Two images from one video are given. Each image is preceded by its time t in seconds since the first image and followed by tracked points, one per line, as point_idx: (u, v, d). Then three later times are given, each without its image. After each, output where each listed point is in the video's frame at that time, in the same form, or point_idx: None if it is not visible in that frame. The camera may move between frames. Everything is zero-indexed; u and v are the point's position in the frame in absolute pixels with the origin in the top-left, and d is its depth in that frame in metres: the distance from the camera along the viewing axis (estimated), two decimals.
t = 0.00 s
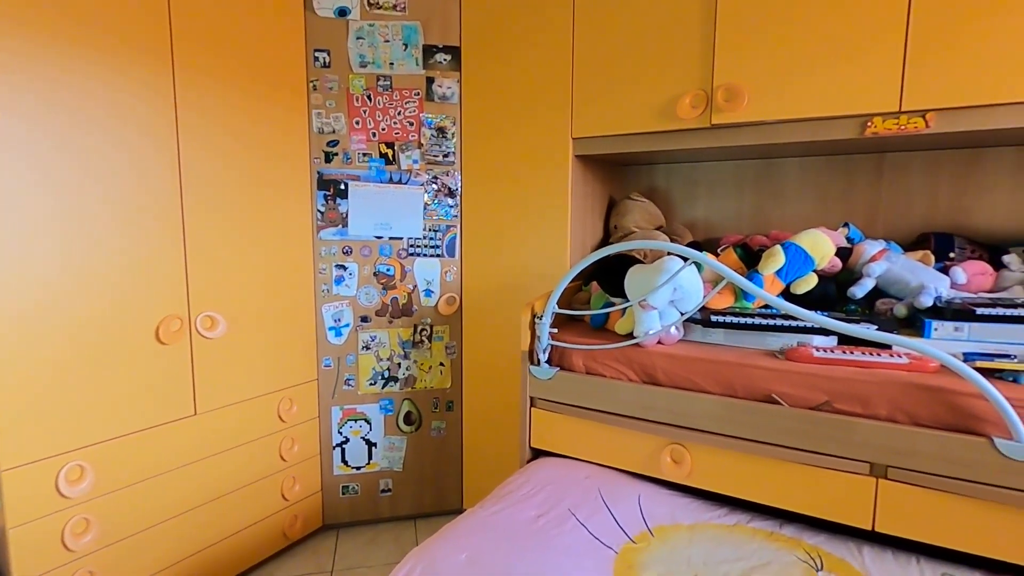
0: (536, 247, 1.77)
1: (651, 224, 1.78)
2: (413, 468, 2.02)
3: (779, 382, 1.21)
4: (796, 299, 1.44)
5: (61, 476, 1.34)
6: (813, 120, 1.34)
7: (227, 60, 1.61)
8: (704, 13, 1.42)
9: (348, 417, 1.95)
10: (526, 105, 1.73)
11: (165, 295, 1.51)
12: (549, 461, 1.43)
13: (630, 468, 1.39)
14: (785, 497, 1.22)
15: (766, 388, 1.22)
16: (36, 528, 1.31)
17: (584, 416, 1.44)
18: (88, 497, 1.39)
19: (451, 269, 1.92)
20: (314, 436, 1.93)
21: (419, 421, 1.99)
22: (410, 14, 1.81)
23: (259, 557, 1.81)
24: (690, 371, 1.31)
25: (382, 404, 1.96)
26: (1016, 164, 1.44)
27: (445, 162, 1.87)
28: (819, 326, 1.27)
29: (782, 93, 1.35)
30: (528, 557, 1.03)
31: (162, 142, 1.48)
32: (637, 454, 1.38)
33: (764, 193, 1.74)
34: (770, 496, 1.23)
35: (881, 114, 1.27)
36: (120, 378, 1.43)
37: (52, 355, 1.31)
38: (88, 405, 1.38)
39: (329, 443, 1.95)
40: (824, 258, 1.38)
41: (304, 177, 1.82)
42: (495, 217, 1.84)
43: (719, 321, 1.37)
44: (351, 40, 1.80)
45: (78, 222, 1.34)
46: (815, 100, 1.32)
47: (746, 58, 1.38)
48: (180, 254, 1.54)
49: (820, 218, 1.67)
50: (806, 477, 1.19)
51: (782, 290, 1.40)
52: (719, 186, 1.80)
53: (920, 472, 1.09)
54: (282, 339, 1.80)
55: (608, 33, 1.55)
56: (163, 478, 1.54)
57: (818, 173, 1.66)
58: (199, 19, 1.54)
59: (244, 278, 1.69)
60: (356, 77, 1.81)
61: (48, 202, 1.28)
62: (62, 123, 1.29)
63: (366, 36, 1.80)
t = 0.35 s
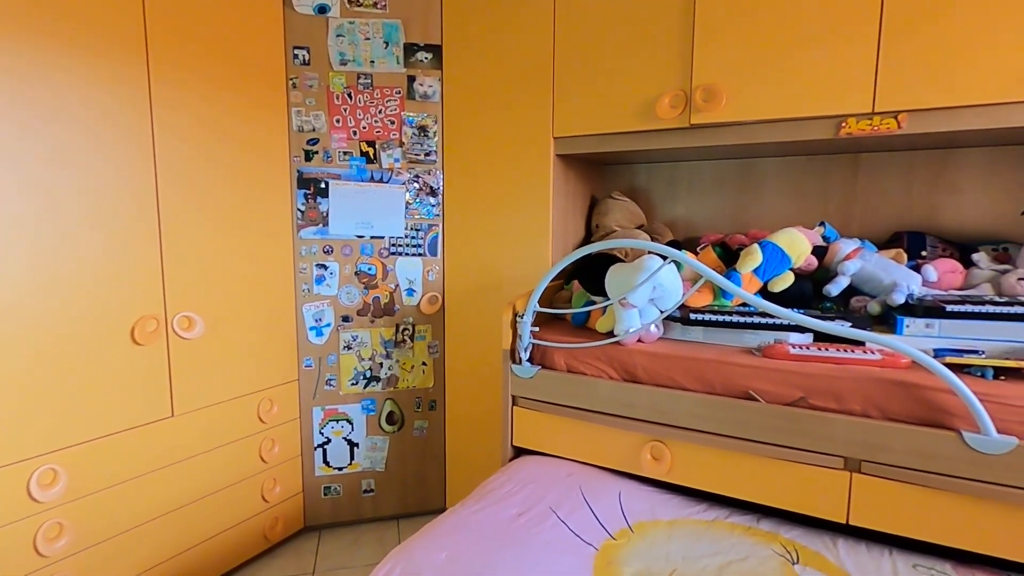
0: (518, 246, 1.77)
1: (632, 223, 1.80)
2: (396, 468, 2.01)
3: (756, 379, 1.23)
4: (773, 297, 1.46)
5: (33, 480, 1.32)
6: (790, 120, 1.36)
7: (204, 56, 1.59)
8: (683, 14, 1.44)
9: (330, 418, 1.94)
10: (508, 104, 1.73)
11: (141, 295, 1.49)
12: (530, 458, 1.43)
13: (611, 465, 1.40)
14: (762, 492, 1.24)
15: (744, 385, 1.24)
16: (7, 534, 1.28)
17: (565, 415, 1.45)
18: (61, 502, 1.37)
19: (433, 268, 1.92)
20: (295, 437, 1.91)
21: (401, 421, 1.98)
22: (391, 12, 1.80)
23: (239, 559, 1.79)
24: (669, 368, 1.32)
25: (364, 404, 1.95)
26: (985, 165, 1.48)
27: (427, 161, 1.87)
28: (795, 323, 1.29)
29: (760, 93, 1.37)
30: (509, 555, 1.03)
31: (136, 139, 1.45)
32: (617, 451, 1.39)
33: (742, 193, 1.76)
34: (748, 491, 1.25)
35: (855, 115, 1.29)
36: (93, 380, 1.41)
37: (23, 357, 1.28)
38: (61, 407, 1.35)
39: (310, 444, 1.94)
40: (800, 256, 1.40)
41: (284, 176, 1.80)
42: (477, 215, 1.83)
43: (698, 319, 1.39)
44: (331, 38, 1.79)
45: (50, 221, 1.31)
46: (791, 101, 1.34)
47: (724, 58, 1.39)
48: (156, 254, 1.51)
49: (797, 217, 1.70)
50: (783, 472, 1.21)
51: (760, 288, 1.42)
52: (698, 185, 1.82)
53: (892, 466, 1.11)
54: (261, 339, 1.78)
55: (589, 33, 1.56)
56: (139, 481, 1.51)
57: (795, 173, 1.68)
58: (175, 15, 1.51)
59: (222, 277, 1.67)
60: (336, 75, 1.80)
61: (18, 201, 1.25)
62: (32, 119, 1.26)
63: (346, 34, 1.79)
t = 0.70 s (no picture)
0: (499, 247, 1.77)
1: (612, 224, 1.81)
2: (377, 470, 2.00)
3: (733, 378, 1.24)
4: (750, 297, 1.48)
5: (2, 487, 1.29)
6: (766, 122, 1.38)
7: (180, 55, 1.56)
8: (662, 16, 1.45)
9: (310, 420, 1.92)
10: (489, 104, 1.73)
11: (115, 296, 1.46)
12: (511, 459, 1.43)
13: (592, 464, 1.41)
14: (740, 489, 1.25)
15: (722, 384, 1.25)
16: None
17: (546, 415, 1.45)
18: (32, 508, 1.34)
19: (415, 268, 1.91)
20: (275, 440, 1.89)
21: (383, 422, 1.97)
22: (370, 12, 1.79)
23: (218, 564, 1.77)
24: (649, 368, 1.33)
25: (345, 405, 1.93)
26: (955, 166, 1.51)
27: (408, 161, 1.86)
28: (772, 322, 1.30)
29: (736, 95, 1.38)
30: (489, 555, 1.04)
31: (110, 139, 1.43)
32: (598, 451, 1.39)
33: (721, 194, 1.78)
34: (726, 488, 1.27)
35: (829, 117, 1.31)
36: (65, 383, 1.38)
37: None
38: (30, 411, 1.32)
39: (290, 446, 1.92)
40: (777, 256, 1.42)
41: (262, 176, 1.79)
42: (458, 216, 1.83)
43: (677, 318, 1.40)
44: (310, 37, 1.77)
45: (19, 221, 1.28)
46: (767, 103, 1.36)
47: (702, 60, 1.41)
48: (131, 255, 1.49)
49: (774, 218, 1.72)
50: (760, 470, 1.22)
51: (737, 288, 1.43)
52: (678, 186, 1.84)
53: (865, 462, 1.13)
54: (240, 341, 1.76)
55: (569, 34, 1.57)
56: (114, 485, 1.49)
57: (772, 174, 1.71)
58: (150, 12, 1.49)
59: (199, 278, 1.65)
60: (315, 74, 1.79)
61: None
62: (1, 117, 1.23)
63: (325, 33, 1.78)
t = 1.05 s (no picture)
0: (482, 248, 1.77)
1: (596, 224, 1.82)
2: (361, 472, 1.99)
3: (714, 377, 1.25)
4: (731, 297, 1.50)
5: None
6: (746, 124, 1.39)
7: (158, 53, 1.54)
8: (643, 19, 1.46)
9: (293, 423, 1.91)
10: (472, 105, 1.73)
11: (91, 299, 1.44)
12: (495, 460, 1.43)
13: (575, 464, 1.42)
14: (720, 487, 1.27)
15: (703, 383, 1.27)
16: None
17: (530, 415, 1.45)
18: (5, 515, 1.31)
19: (399, 270, 1.90)
20: (257, 443, 1.87)
21: (366, 424, 1.96)
22: (352, 12, 1.78)
23: (199, 569, 1.75)
24: (631, 368, 1.34)
25: (329, 408, 1.92)
26: (929, 168, 1.54)
27: (391, 162, 1.85)
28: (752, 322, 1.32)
29: (716, 97, 1.40)
30: (471, 556, 1.04)
31: (86, 138, 1.40)
32: (581, 451, 1.40)
33: (703, 195, 1.80)
34: (707, 487, 1.28)
35: (806, 120, 1.33)
36: (39, 388, 1.35)
37: None
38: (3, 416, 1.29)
39: (272, 449, 1.91)
40: (756, 257, 1.44)
41: (243, 177, 1.77)
42: (442, 217, 1.83)
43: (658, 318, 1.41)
44: (291, 36, 1.76)
45: None
46: (746, 106, 1.37)
47: (682, 63, 1.42)
48: (107, 257, 1.46)
49: (755, 219, 1.74)
50: (740, 468, 1.24)
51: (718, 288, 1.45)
52: (661, 187, 1.86)
53: (843, 459, 1.15)
54: (220, 344, 1.75)
55: (551, 36, 1.57)
56: (90, 491, 1.46)
57: (753, 175, 1.73)
58: (127, 10, 1.47)
59: (178, 280, 1.63)
60: (297, 74, 1.77)
61: None
62: None
63: (307, 33, 1.77)
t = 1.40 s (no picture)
0: (463, 246, 1.76)
1: (576, 223, 1.83)
2: (342, 472, 1.98)
3: (692, 374, 1.27)
4: (709, 295, 1.52)
5: None
6: (722, 124, 1.41)
7: (131, 48, 1.51)
8: (621, 19, 1.47)
9: (272, 423, 1.89)
10: (451, 103, 1.72)
11: (63, 298, 1.41)
12: (476, 458, 1.43)
13: (555, 462, 1.42)
14: (698, 482, 1.28)
15: (681, 380, 1.28)
16: None
17: (511, 413, 1.46)
18: None
19: (379, 269, 1.89)
20: (235, 444, 1.85)
21: (347, 424, 1.95)
22: (331, 9, 1.76)
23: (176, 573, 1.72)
24: (610, 366, 1.35)
25: (309, 408, 1.90)
26: (900, 168, 1.58)
27: (371, 160, 1.84)
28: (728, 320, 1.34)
29: (694, 97, 1.42)
30: (451, 555, 1.04)
31: (57, 134, 1.37)
32: (561, 448, 1.41)
33: (682, 194, 1.82)
34: (685, 482, 1.30)
35: (781, 120, 1.35)
36: (8, 390, 1.32)
37: None
38: None
39: (251, 450, 1.89)
40: (733, 255, 1.46)
41: (220, 175, 1.75)
42: (422, 215, 1.82)
43: (637, 316, 1.42)
44: (268, 33, 1.74)
45: None
46: (723, 106, 1.39)
47: (660, 63, 1.44)
48: (79, 255, 1.43)
49: (732, 218, 1.76)
50: (717, 463, 1.26)
51: (696, 286, 1.47)
52: (640, 186, 1.87)
53: (816, 453, 1.17)
54: (197, 344, 1.72)
55: (531, 34, 1.58)
56: (64, 495, 1.43)
57: (731, 175, 1.75)
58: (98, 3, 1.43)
59: (153, 280, 1.60)
60: (274, 71, 1.75)
61: None
62: None
63: (284, 29, 1.75)
